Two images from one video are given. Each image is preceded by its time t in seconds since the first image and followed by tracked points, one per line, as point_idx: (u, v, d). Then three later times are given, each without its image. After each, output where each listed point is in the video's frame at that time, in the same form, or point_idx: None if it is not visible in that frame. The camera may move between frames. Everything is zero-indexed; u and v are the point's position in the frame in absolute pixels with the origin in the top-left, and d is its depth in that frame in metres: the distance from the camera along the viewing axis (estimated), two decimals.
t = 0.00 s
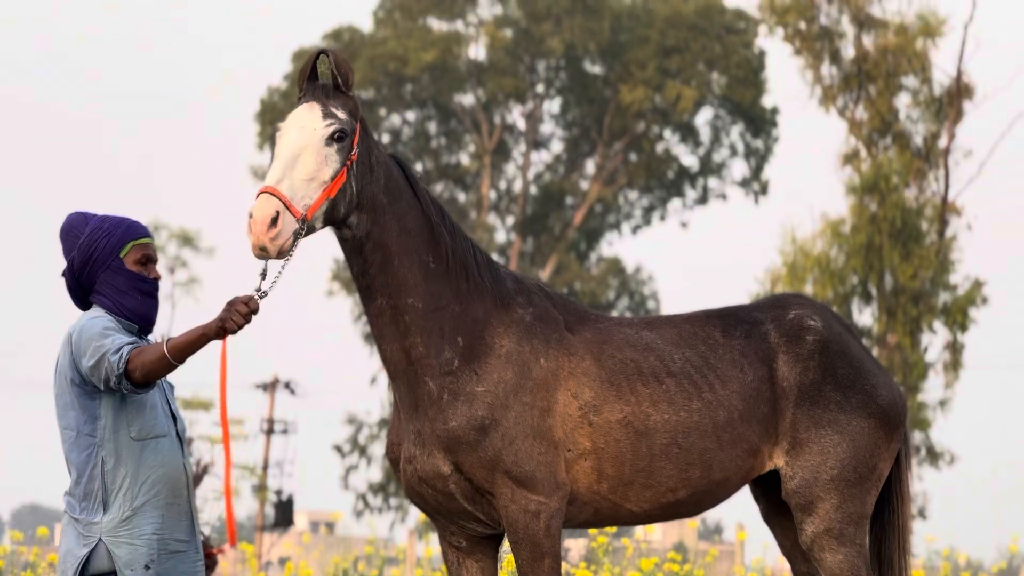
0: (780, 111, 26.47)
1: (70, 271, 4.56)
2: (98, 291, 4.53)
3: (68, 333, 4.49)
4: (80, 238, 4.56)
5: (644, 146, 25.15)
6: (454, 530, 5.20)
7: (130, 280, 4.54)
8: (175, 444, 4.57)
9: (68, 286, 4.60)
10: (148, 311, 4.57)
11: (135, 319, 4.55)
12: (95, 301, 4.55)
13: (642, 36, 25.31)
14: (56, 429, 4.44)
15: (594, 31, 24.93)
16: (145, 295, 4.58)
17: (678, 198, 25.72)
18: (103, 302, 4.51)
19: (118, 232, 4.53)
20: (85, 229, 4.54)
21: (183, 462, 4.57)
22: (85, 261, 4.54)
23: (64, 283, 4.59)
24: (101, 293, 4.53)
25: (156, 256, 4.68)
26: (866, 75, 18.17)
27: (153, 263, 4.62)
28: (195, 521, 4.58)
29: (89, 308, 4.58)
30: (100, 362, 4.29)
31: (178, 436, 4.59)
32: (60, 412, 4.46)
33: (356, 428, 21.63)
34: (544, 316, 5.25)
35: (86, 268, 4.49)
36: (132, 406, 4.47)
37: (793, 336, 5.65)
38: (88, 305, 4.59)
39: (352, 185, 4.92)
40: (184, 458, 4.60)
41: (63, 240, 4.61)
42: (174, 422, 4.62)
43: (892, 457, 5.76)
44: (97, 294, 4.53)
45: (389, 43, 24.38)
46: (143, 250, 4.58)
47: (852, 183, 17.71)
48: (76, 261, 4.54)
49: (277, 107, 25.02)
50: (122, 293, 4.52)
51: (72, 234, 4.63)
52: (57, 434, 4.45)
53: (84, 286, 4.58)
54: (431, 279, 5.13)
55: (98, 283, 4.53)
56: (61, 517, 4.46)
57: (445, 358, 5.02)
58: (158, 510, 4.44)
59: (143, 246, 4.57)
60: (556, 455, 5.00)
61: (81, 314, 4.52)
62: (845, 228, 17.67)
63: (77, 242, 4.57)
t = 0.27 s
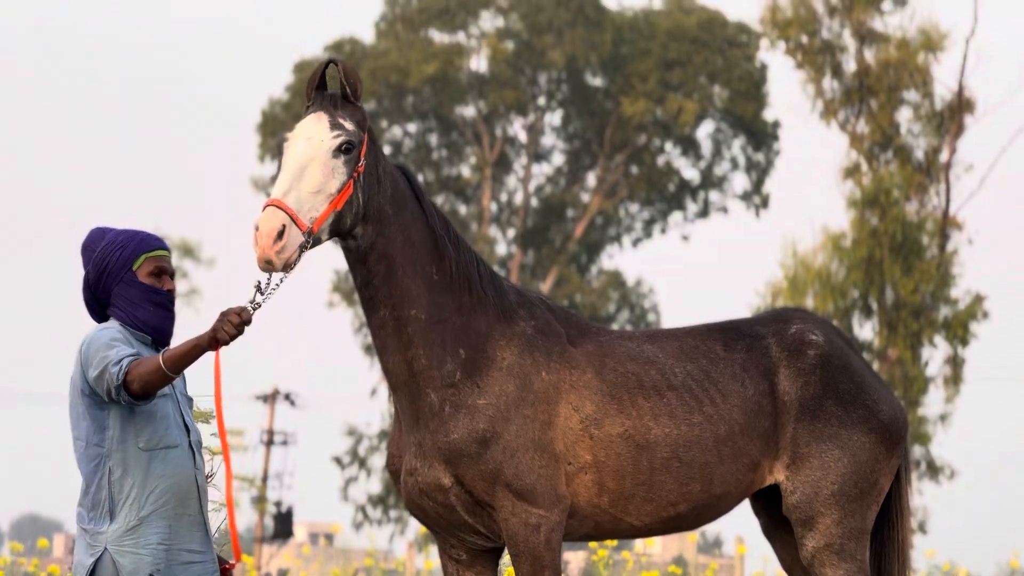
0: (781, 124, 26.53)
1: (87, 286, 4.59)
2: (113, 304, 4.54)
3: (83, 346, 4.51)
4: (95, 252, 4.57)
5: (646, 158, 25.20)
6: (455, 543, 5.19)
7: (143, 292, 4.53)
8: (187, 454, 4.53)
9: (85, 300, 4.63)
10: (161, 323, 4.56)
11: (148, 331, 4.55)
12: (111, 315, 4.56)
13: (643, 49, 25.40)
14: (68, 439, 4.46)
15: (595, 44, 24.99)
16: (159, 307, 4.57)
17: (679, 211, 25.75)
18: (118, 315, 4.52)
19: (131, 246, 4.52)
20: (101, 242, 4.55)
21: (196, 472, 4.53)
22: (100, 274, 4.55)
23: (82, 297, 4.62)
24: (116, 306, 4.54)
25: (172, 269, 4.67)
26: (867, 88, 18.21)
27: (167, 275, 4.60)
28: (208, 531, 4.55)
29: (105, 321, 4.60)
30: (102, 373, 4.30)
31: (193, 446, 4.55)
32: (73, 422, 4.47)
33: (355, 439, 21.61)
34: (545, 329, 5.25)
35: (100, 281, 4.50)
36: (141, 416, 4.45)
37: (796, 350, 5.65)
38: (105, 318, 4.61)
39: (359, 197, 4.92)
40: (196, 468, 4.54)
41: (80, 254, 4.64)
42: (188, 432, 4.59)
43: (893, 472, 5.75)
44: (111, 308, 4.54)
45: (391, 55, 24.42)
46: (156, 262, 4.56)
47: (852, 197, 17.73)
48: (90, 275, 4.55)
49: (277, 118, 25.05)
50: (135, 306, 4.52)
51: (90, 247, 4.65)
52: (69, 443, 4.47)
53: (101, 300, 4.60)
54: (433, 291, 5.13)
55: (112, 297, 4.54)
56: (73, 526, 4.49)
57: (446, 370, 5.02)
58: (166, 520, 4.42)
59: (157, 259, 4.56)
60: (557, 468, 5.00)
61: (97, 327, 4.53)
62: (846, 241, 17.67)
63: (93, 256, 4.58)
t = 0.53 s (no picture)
0: (782, 135, 26.58)
1: (100, 294, 4.61)
2: (124, 313, 4.55)
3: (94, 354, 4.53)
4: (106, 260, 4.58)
5: (646, 168, 25.24)
6: (456, 552, 5.17)
7: (152, 300, 4.53)
8: (192, 461, 4.51)
9: (99, 309, 4.65)
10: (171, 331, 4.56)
11: (158, 339, 4.55)
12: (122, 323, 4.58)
13: (644, 59, 25.44)
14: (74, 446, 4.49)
15: (596, 54, 25.02)
16: (169, 315, 4.56)
17: (679, 221, 25.77)
18: (129, 323, 4.52)
19: (140, 255, 4.52)
20: (112, 251, 4.57)
21: (200, 480, 4.51)
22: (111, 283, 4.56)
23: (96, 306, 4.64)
24: (127, 315, 4.55)
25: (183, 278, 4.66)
26: (868, 99, 18.24)
27: (178, 283, 4.60)
28: (211, 539, 4.52)
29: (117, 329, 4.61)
30: (103, 378, 4.31)
31: (198, 454, 4.54)
32: (79, 429, 4.49)
33: (355, 448, 21.61)
34: (549, 338, 5.25)
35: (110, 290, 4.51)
36: (144, 422, 4.44)
37: (800, 360, 5.64)
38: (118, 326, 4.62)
39: (363, 201, 4.92)
40: (200, 476, 4.52)
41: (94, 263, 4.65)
42: (194, 441, 4.57)
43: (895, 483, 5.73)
44: (122, 317, 4.55)
45: (392, 64, 24.46)
46: (167, 271, 4.55)
47: (853, 207, 17.74)
48: (102, 283, 4.56)
49: (278, 127, 25.07)
50: (145, 315, 4.52)
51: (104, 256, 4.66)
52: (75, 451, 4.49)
53: (113, 309, 4.61)
54: (437, 299, 5.13)
55: (123, 306, 4.55)
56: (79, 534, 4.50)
57: (450, 378, 5.02)
58: (166, 527, 4.40)
59: (168, 268, 4.55)
60: (560, 477, 4.99)
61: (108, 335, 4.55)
62: (846, 252, 17.67)
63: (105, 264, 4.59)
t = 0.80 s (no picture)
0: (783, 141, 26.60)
1: (109, 300, 4.62)
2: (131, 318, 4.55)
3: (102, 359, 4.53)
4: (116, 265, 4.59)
5: (648, 174, 25.25)
6: (458, 558, 5.15)
7: (159, 305, 4.52)
8: (195, 466, 4.49)
9: (108, 315, 4.66)
10: (177, 335, 4.54)
11: (164, 344, 4.53)
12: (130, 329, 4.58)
13: (646, 66, 25.46)
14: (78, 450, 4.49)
15: (598, 60, 25.01)
16: (175, 320, 4.55)
17: (681, 228, 25.77)
18: (136, 328, 4.52)
19: (147, 260, 4.52)
20: (121, 257, 4.58)
21: (202, 485, 4.48)
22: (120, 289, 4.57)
23: (106, 312, 4.65)
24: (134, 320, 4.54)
25: (191, 283, 4.65)
26: (870, 106, 18.21)
27: (185, 289, 4.59)
28: (212, 544, 4.49)
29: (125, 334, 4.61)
30: (106, 381, 4.30)
31: (202, 459, 4.51)
32: (84, 433, 4.49)
33: (356, 454, 21.58)
34: (551, 343, 5.23)
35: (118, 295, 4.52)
36: (147, 426, 4.43)
37: (803, 366, 5.62)
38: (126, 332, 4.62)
39: (366, 203, 4.91)
40: (204, 481, 4.50)
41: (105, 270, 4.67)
42: (199, 445, 4.55)
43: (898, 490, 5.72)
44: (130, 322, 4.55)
45: (394, 69, 24.45)
46: (174, 276, 4.55)
47: (854, 214, 17.72)
48: (111, 289, 4.58)
49: (280, 132, 25.06)
50: (151, 319, 4.51)
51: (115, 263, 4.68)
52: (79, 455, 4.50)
53: (122, 315, 4.62)
54: (438, 304, 5.12)
55: (131, 311, 4.56)
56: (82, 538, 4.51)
57: (451, 383, 5.01)
58: (167, 531, 4.38)
59: (175, 273, 4.55)
60: (562, 482, 4.98)
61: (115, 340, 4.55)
62: (848, 258, 17.64)
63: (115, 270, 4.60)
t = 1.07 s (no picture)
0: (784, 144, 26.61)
1: (109, 301, 4.61)
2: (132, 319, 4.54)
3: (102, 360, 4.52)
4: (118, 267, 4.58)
5: (649, 177, 25.27)
6: (457, 560, 5.14)
7: (159, 306, 4.51)
8: (193, 469, 4.47)
9: (109, 316, 4.65)
10: (176, 336, 4.53)
11: (164, 346, 4.52)
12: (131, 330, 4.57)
13: (647, 69, 25.46)
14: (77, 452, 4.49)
15: (599, 62, 25.00)
16: (176, 321, 4.54)
17: (682, 231, 25.75)
18: (136, 328, 4.51)
19: (149, 261, 4.51)
20: (122, 258, 4.57)
21: (201, 488, 4.47)
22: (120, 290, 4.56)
23: (106, 312, 4.64)
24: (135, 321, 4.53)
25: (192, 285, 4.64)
26: (872, 109, 18.20)
27: (186, 290, 4.58)
28: (210, 547, 4.48)
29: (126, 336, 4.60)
30: (108, 381, 4.29)
31: (201, 462, 4.50)
32: (84, 434, 4.49)
33: (356, 457, 21.57)
34: (551, 345, 5.22)
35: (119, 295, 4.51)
36: (146, 428, 4.42)
37: (804, 368, 5.61)
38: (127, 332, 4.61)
39: (368, 205, 4.90)
40: (202, 483, 4.49)
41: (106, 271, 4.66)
42: (198, 448, 4.53)
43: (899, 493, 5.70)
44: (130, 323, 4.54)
45: (395, 72, 24.44)
46: (175, 277, 4.54)
47: (856, 217, 17.70)
48: (111, 290, 4.56)
49: (281, 134, 25.07)
50: (152, 320, 4.50)
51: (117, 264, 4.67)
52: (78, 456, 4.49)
53: (123, 316, 4.61)
54: (438, 305, 5.11)
55: (132, 312, 4.55)
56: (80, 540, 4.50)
57: (450, 384, 5.00)
58: (164, 534, 4.37)
59: (176, 274, 4.54)
60: (560, 484, 4.97)
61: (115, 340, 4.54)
62: (849, 261, 17.62)
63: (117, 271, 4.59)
